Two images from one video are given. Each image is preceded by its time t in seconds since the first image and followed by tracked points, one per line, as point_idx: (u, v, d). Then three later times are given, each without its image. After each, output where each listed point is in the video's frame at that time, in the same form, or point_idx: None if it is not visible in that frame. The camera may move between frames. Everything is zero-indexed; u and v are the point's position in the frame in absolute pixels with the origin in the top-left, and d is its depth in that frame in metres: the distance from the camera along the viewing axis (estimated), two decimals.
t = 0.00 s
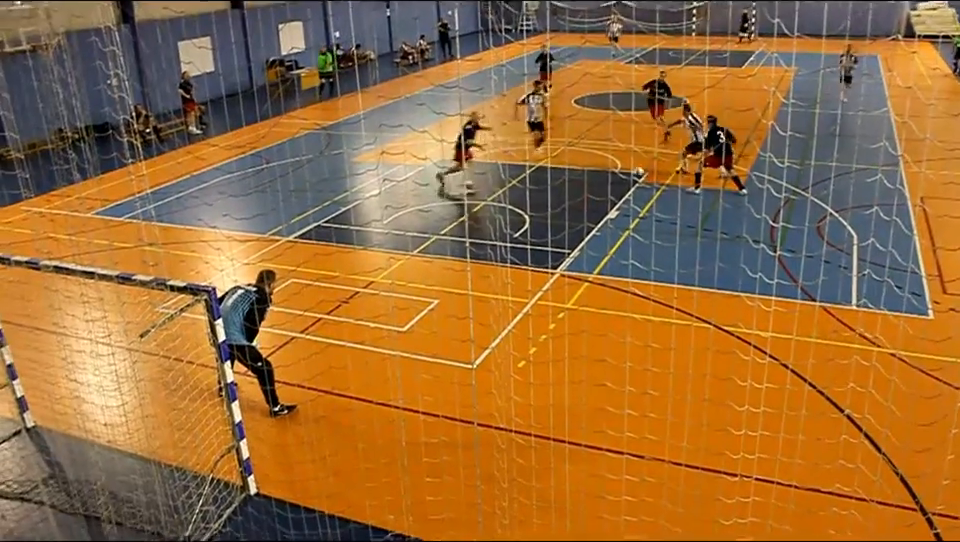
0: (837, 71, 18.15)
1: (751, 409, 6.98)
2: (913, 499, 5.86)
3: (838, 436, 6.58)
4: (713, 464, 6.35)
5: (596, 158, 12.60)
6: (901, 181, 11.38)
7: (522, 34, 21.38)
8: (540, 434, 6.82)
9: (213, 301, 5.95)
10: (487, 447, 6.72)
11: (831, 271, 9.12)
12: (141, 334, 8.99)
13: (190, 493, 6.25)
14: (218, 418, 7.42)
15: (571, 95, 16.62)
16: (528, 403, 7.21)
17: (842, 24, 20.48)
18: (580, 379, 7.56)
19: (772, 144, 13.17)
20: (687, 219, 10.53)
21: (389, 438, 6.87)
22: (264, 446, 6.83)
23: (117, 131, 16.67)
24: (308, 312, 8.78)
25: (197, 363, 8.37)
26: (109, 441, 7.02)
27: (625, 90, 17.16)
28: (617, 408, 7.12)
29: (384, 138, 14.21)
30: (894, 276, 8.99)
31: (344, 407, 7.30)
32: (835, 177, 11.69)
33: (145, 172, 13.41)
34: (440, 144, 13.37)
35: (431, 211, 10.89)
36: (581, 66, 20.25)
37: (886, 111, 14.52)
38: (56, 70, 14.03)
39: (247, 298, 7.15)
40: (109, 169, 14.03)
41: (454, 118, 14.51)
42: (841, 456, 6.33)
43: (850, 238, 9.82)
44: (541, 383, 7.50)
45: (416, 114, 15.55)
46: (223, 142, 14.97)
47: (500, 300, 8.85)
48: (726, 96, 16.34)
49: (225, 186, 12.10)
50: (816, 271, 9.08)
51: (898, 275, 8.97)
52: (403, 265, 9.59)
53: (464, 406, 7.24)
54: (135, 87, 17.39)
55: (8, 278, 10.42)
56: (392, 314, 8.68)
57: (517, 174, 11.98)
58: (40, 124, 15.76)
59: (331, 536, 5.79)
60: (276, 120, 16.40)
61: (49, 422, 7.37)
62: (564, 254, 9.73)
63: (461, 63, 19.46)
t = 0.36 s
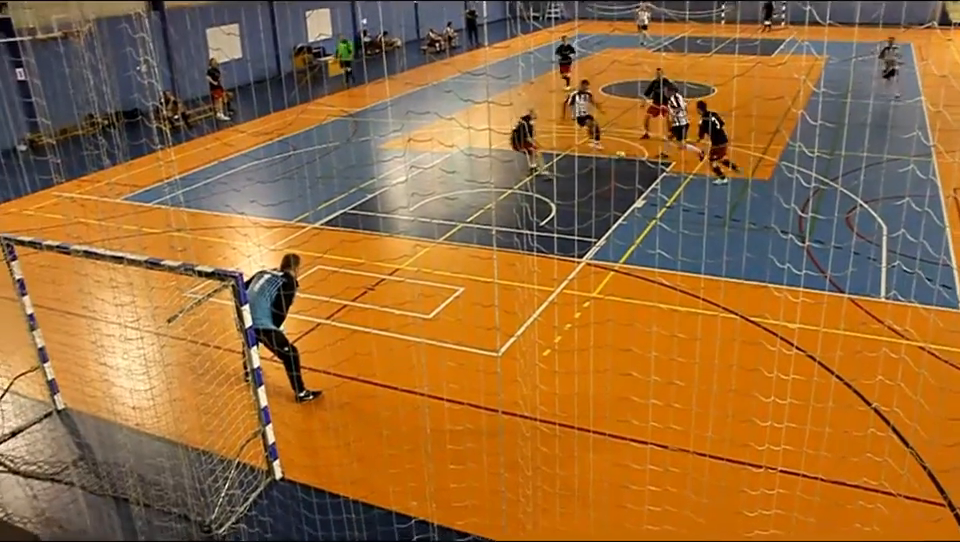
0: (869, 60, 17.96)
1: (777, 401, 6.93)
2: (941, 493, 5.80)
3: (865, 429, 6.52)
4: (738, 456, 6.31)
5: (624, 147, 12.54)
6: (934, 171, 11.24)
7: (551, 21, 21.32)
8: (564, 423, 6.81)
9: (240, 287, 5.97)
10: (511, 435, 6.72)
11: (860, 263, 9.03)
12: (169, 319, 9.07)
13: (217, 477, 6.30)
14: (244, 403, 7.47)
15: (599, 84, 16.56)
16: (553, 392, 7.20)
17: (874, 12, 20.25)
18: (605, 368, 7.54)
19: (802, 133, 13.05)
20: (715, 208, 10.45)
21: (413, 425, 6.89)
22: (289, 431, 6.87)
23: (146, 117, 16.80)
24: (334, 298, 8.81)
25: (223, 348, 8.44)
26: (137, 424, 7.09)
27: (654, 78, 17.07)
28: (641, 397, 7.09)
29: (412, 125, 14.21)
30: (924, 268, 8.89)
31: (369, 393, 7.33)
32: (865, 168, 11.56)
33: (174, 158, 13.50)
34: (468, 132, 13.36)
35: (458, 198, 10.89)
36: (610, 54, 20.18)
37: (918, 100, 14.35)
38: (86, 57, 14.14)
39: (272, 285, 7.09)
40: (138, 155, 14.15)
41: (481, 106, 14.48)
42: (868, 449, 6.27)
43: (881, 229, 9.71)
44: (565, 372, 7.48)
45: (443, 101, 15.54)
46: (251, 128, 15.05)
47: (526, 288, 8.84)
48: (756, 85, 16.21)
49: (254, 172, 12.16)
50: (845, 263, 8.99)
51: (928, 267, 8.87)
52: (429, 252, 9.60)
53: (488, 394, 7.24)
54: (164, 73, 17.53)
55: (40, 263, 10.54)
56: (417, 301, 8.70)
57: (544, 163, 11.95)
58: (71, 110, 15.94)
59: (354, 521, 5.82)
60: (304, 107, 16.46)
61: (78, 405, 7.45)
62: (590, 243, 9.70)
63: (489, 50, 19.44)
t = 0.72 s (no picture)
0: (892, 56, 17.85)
1: (794, 398, 6.89)
2: None
3: (884, 429, 6.47)
4: (755, 453, 6.28)
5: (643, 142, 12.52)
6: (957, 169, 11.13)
7: (572, 15, 21.29)
8: (581, 417, 6.80)
9: (259, 277, 5.98)
10: (527, 428, 6.72)
11: (881, 261, 8.96)
12: (188, 309, 9.12)
13: (234, 467, 6.34)
14: (261, 392, 7.50)
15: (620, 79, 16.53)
16: (570, 386, 7.19)
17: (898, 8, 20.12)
18: (622, 363, 7.52)
19: (824, 131, 12.98)
20: (735, 204, 10.41)
21: (430, 417, 6.90)
22: (306, 423, 6.89)
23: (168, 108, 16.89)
24: (352, 290, 8.84)
25: (242, 338, 8.47)
26: (155, 413, 7.14)
27: (675, 72, 17.03)
28: (659, 393, 7.07)
29: (431, 117, 14.22)
30: (946, 267, 8.80)
31: (386, 385, 7.35)
32: (888, 165, 11.47)
33: (194, 148, 13.56)
34: (487, 126, 13.36)
35: (477, 192, 10.90)
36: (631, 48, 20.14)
37: (942, 98, 14.23)
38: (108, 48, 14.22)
39: (289, 277, 7.02)
40: (159, 146, 14.24)
41: (502, 99, 14.49)
42: (886, 449, 6.23)
43: (903, 226, 9.63)
44: (583, 366, 7.47)
45: (463, 94, 15.55)
46: (271, 119, 15.10)
47: (544, 282, 8.83)
48: (778, 81, 16.15)
49: (274, 164, 12.20)
50: (866, 261, 8.93)
51: (950, 266, 8.78)
52: (448, 245, 9.61)
53: (505, 387, 7.24)
54: (186, 64, 17.62)
55: (62, 251, 10.62)
56: (435, 294, 8.70)
57: (563, 157, 11.94)
58: (94, 100, 16.05)
59: (369, 513, 5.84)
60: (324, 99, 16.51)
61: (98, 393, 7.51)
62: (608, 238, 9.68)
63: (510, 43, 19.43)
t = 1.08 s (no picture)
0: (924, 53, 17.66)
1: (821, 399, 6.83)
2: None
3: (912, 431, 6.40)
4: (780, 454, 6.24)
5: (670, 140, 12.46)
6: None
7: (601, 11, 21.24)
8: (604, 415, 6.77)
9: (285, 271, 6.00)
10: (550, 425, 6.70)
11: (911, 261, 8.86)
12: (215, 301, 9.17)
13: (257, 459, 6.37)
14: (286, 385, 7.54)
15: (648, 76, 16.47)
16: (594, 383, 7.17)
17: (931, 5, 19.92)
18: (647, 361, 7.49)
19: (855, 129, 12.86)
20: (763, 203, 10.34)
21: (453, 412, 6.90)
22: (329, 417, 6.92)
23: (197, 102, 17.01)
24: (377, 285, 8.86)
25: (267, 331, 8.51)
26: (181, 404, 7.19)
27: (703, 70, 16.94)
28: (683, 392, 7.04)
29: (458, 113, 14.23)
30: None
31: (410, 379, 7.36)
32: (919, 164, 11.35)
33: (223, 142, 13.64)
34: (514, 122, 13.35)
35: (503, 188, 10.89)
36: (659, 45, 20.06)
37: None
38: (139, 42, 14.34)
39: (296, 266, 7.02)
40: (188, 140, 14.35)
41: (529, 95, 14.48)
42: (914, 451, 6.16)
43: (933, 227, 9.52)
44: (607, 363, 7.44)
45: (490, 90, 15.55)
46: (299, 114, 15.16)
47: (570, 279, 8.81)
48: (808, 79, 16.04)
49: (301, 158, 12.25)
50: (895, 261, 8.83)
51: None
52: (473, 241, 9.61)
53: (529, 383, 7.23)
54: (214, 59, 17.74)
55: (91, 244, 10.73)
56: (460, 290, 8.71)
57: (590, 154, 11.91)
58: (124, 94, 16.20)
59: (392, 507, 5.86)
60: (351, 94, 16.56)
61: (125, 383, 7.57)
62: (634, 236, 9.64)
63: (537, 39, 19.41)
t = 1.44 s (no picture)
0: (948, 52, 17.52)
1: (840, 400, 6.79)
2: None
3: (932, 433, 6.35)
4: (798, 454, 6.20)
5: (690, 138, 12.41)
6: None
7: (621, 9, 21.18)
8: (621, 413, 6.76)
9: (303, 265, 6.01)
10: (567, 423, 6.69)
11: (932, 261, 8.80)
12: (234, 296, 9.21)
13: (275, 453, 6.40)
14: (303, 380, 7.56)
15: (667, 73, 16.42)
16: (611, 381, 7.15)
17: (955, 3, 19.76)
18: (664, 360, 7.47)
19: (877, 128, 12.78)
20: (783, 201, 10.28)
21: (470, 409, 6.90)
22: (347, 412, 6.93)
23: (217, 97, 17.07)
24: (395, 280, 8.88)
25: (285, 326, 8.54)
26: (199, 397, 7.23)
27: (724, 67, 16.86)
28: (701, 391, 7.01)
29: (478, 110, 14.23)
30: None
31: (426, 375, 7.37)
32: (942, 163, 11.26)
33: (242, 138, 13.69)
34: (533, 119, 13.34)
35: (522, 185, 10.89)
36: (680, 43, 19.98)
37: None
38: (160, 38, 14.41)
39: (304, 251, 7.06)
40: (208, 135, 14.41)
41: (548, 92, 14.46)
42: (934, 454, 6.11)
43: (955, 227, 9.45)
44: (624, 362, 7.43)
45: (509, 87, 15.54)
46: (318, 110, 15.19)
47: (588, 277, 8.79)
48: (829, 78, 15.95)
49: (320, 154, 12.28)
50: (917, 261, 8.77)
51: None
52: (492, 238, 9.61)
53: (546, 381, 7.22)
54: (234, 54, 17.79)
55: (112, 238, 10.80)
56: (478, 286, 8.70)
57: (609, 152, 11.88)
58: (145, 89, 16.30)
59: (408, 502, 5.87)
60: (370, 90, 16.58)
61: (144, 376, 7.62)
62: (652, 234, 9.62)
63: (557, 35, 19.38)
